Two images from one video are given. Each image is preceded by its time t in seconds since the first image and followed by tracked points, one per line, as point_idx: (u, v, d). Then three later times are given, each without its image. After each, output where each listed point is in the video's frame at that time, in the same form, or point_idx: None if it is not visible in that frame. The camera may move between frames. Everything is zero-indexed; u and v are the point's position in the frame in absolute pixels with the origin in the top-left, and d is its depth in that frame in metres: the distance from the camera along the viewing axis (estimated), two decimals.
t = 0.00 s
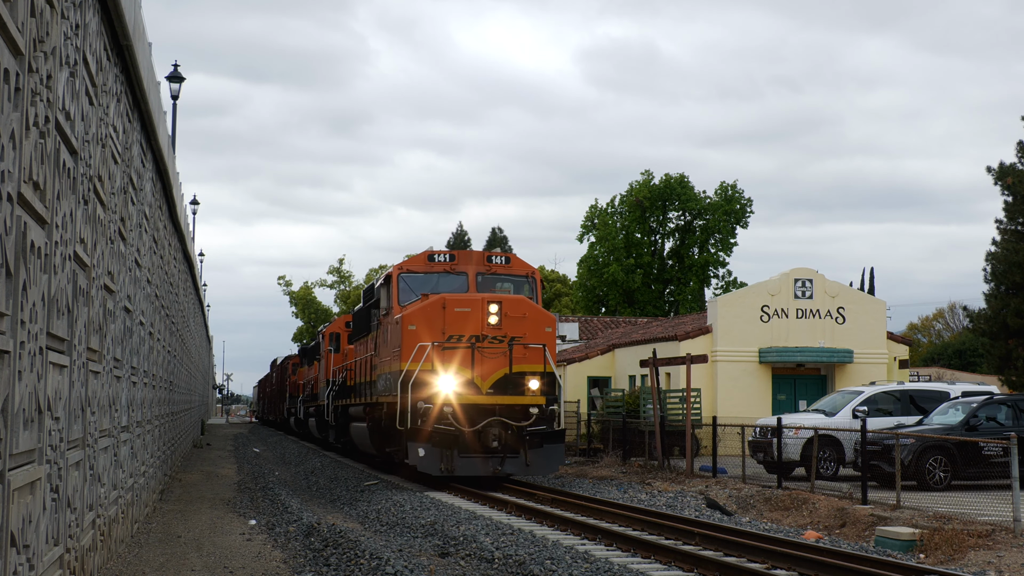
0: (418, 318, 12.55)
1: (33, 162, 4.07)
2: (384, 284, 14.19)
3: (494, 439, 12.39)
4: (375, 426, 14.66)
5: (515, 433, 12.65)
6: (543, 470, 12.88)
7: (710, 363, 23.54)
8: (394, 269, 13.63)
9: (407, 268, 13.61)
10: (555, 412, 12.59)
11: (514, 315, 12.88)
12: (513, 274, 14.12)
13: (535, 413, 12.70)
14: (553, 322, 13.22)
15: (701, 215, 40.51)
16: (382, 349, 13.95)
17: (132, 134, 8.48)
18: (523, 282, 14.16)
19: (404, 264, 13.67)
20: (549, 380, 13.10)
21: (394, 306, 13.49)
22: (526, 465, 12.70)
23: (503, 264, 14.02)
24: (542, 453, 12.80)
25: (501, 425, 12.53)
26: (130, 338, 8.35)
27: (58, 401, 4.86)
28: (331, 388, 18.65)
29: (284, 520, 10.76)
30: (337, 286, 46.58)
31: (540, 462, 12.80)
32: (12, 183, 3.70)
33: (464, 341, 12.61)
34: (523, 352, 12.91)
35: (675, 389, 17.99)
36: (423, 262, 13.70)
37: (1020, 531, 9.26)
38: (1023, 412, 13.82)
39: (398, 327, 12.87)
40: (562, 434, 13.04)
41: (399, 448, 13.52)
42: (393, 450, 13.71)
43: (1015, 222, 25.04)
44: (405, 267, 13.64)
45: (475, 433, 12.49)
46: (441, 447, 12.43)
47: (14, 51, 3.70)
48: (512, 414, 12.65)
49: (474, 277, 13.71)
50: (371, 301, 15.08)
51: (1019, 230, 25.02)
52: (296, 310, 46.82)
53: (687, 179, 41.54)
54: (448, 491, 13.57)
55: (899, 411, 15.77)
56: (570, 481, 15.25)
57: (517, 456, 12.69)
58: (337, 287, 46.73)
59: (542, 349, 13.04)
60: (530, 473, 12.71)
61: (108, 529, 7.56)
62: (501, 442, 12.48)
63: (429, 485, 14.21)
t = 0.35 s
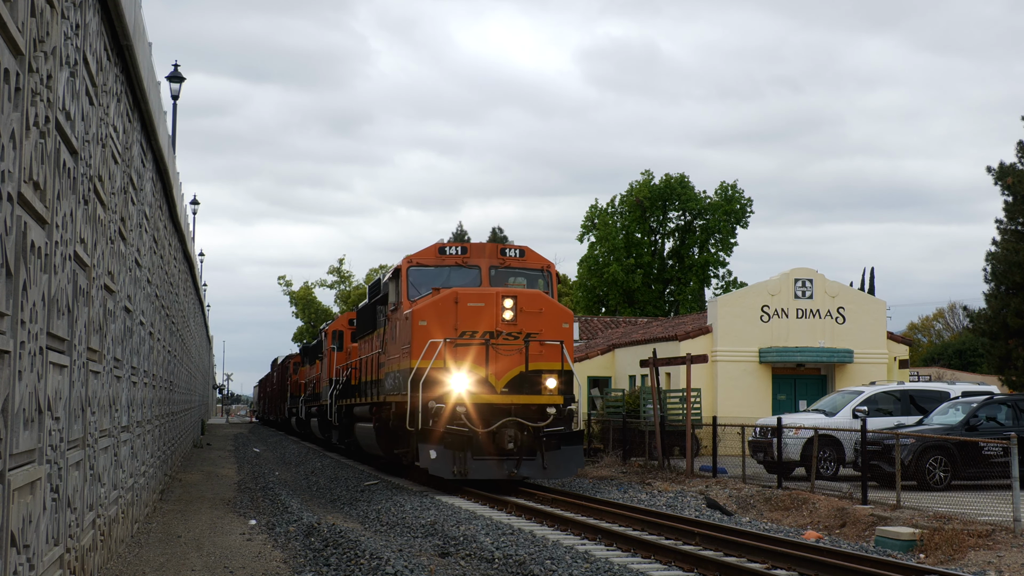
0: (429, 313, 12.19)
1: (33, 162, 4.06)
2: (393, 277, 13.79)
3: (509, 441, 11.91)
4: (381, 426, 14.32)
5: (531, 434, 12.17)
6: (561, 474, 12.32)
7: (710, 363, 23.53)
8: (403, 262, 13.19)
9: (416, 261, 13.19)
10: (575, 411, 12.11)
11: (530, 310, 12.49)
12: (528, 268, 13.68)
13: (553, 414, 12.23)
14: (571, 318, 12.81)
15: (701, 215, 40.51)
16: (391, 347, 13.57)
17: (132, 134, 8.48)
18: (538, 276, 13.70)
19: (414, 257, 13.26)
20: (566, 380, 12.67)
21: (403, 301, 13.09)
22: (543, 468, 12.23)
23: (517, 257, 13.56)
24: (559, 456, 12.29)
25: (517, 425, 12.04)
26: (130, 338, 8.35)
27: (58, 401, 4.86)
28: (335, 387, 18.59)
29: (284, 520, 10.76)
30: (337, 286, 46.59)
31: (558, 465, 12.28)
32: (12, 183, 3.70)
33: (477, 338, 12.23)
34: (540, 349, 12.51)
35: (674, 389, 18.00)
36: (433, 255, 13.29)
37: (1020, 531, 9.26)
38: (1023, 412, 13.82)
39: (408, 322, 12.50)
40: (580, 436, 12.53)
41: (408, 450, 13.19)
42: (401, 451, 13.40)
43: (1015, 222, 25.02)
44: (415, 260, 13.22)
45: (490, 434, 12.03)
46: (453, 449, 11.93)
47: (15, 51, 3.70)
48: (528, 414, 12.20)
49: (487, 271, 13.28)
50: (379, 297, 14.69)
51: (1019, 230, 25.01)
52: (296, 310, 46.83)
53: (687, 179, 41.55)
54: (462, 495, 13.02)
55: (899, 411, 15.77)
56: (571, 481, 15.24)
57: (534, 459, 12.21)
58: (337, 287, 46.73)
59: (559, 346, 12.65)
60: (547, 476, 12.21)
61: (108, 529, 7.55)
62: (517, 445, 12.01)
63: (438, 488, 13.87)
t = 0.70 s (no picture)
0: (441, 308, 11.84)
1: (33, 162, 4.07)
2: (401, 270, 13.41)
3: (526, 443, 11.54)
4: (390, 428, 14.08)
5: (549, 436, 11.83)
6: (579, 477, 12.00)
7: (709, 363, 23.54)
8: (412, 255, 12.90)
9: (427, 254, 12.89)
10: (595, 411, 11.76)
11: (546, 305, 12.15)
12: (543, 261, 13.34)
13: (573, 414, 11.87)
14: (589, 314, 12.49)
15: (701, 215, 40.51)
16: (399, 344, 13.27)
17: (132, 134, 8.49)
18: (554, 269, 13.37)
19: (423, 250, 12.94)
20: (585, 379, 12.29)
21: (413, 295, 12.75)
22: (561, 471, 11.88)
23: (531, 250, 13.23)
24: (577, 458, 11.99)
25: (534, 427, 11.72)
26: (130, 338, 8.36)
27: (58, 401, 4.87)
28: (337, 387, 18.55)
29: (284, 520, 10.77)
30: (337, 286, 46.62)
31: (576, 467, 11.97)
32: (12, 183, 3.70)
33: (492, 334, 11.88)
34: (556, 346, 12.18)
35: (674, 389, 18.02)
36: (443, 247, 12.95)
37: (1020, 531, 9.26)
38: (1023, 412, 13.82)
39: (419, 317, 12.15)
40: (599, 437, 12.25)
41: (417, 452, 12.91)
42: (409, 453, 13.15)
43: (1015, 222, 25.02)
44: (425, 253, 12.90)
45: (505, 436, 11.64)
46: (467, 451, 11.54)
47: (15, 52, 3.71)
48: (545, 414, 11.80)
49: (500, 264, 12.98)
50: (387, 292, 14.37)
51: (1019, 230, 25.01)
52: (296, 311, 46.84)
53: (687, 180, 41.55)
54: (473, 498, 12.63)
55: (899, 411, 15.76)
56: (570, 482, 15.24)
57: (551, 462, 11.85)
58: (337, 287, 46.73)
59: (578, 343, 12.32)
60: (565, 479, 11.87)
61: (109, 529, 7.56)
62: (534, 447, 11.64)
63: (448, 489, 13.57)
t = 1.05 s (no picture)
0: (454, 303, 11.33)
1: (33, 161, 4.07)
2: (411, 262, 12.84)
3: (544, 444, 10.99)
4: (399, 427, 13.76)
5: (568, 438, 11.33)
6: (600, 481, 11.42)
7: (710, 363, 23.54)
8: (423, 247, 12.34)
9: (438, 247, 12.33)
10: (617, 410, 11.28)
11: (565, 300, 11.62)
12: (560, 254, 12.91)
13: (594, 415, 11.35)
14: (609, 309, 11.93)
15: (700, 215, 40.51)
16: (408, 341, 12.80)
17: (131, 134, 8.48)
18: (570, 263, 12.95)
19: (434, 242, 12.38)
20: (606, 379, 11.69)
21: (423, 290, 12.22)
22: (581, 474, 11.31)
23: (547, 243, 12.80)
24: (598, 460, 11.44)
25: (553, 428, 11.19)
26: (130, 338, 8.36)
27: (58, 401, 4.87)
28: (339, 386, 18.51)
29: (284, 520, 10.77)
30: (337, 286, 46.63)
31: (597, 469, 11.39)
32: (12, 184, 3.70)
33: (508, 331, 11.34)
34: (576, 343, 11.65)
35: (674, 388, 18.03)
36: (455, 239, 12.42)
37: (1020, 531, 9.25)
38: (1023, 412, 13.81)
39: (430, 313, 11.61)
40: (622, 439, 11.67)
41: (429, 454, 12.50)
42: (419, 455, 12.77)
43: (1015, 221, 25.02)
44: (436, 245, 12.35)
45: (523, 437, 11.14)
46: (482, 453, 11.03)
47: (14, 52, 3.71)
48: (563, 415, 11.37)
49: (516, 257, 12.48)
50: (393, 286, 14.11)
51: (1019, 229, 25.01)
52: (296, 311, 46.84)
53: (687, 180, 41.56)
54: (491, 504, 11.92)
55: (899, 411, 15.77)
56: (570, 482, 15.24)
57: (571, 465, 11.32)
58: (337, 287, 46.72)
59: (598, 340, 11.79)
60: (585, 483, 11.29)
61: (109, 528, 7.56)
62: (552, 449, 11.09)
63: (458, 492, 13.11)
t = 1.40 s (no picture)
0: (469, 297, 10.98)
1: (33, 161, 4.07)
2: (421, 255, 12.53)
3: (565, 446, 10.68)
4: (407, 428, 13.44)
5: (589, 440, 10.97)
6: (622, 485, 11.06)
7: (709, 363, 23.55)
8: (435, 239, 12.04)
9: (450, 238, 12.03)
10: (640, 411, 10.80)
11: (585, 295, 11.27)
12: (577, 246, 12.56)
13: (617, 416, 11.03)
14: (632, 304, 11.55)
15: (700, 215, 40.51)
16: (419, 338, 12.46)
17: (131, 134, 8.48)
18: (589, 256, 12.59)
19: (446, 233, 12.08)
20: (628, 378, 11.34)
21: (435, 283, 11.89)
22: (603, 478, 10.95)
23: (564, 234, 12.47)
24: (620, 463, 11.09)
25: (573, 430, 10.85)
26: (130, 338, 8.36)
27: (58, 401, 4.87)
28: (342, 386, 18.41)
29: (284, 520, 10.76)
30: (337, 286, 46.64)
31: (619, 473, 11.05)
32: (12, 183, 3.70)
33: (525, 326, 11.01)
34: (596, 340, 11.30)
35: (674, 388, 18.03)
36: (469, 231, 12.13)
37: (1020, 531, 9.25)
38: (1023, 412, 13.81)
39: (442, 307, 11.25)
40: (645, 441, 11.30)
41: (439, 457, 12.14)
42: (429, 457, 12.38)
43: (1015, 221, 25.01)
44: (448, 237, 12.04)
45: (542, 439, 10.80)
46: (498, 456, 10.66)
47: (14, 51, 3.71)
48: (585, 416, 10.97)
49: (532, 249, 12.17)
50: (399, 281, 13.96)
51: (1019, 229, 25.01)
52: (296, 310, 46.84)
53: (687, 180, 41.54)
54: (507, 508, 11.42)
55: (899, 411, 15.76)
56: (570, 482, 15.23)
57: (592, 468, 10.96)
58: (337, 286, 46.70)
59: (620, 336, 11.43)
60: (607, 487, 10.94)
61: (109, 528, 7.56)
62: (573, 453, 10.79)
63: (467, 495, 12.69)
